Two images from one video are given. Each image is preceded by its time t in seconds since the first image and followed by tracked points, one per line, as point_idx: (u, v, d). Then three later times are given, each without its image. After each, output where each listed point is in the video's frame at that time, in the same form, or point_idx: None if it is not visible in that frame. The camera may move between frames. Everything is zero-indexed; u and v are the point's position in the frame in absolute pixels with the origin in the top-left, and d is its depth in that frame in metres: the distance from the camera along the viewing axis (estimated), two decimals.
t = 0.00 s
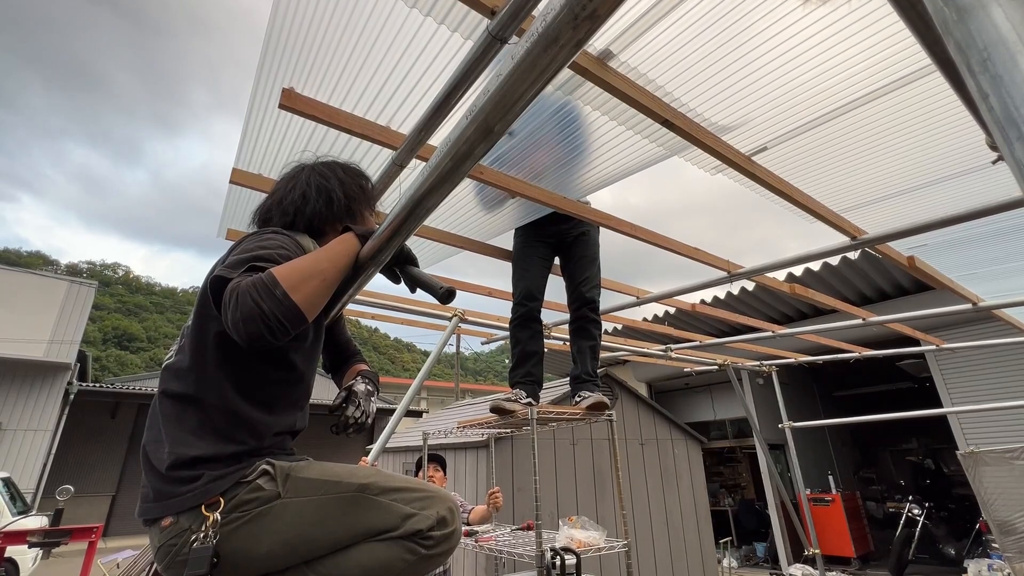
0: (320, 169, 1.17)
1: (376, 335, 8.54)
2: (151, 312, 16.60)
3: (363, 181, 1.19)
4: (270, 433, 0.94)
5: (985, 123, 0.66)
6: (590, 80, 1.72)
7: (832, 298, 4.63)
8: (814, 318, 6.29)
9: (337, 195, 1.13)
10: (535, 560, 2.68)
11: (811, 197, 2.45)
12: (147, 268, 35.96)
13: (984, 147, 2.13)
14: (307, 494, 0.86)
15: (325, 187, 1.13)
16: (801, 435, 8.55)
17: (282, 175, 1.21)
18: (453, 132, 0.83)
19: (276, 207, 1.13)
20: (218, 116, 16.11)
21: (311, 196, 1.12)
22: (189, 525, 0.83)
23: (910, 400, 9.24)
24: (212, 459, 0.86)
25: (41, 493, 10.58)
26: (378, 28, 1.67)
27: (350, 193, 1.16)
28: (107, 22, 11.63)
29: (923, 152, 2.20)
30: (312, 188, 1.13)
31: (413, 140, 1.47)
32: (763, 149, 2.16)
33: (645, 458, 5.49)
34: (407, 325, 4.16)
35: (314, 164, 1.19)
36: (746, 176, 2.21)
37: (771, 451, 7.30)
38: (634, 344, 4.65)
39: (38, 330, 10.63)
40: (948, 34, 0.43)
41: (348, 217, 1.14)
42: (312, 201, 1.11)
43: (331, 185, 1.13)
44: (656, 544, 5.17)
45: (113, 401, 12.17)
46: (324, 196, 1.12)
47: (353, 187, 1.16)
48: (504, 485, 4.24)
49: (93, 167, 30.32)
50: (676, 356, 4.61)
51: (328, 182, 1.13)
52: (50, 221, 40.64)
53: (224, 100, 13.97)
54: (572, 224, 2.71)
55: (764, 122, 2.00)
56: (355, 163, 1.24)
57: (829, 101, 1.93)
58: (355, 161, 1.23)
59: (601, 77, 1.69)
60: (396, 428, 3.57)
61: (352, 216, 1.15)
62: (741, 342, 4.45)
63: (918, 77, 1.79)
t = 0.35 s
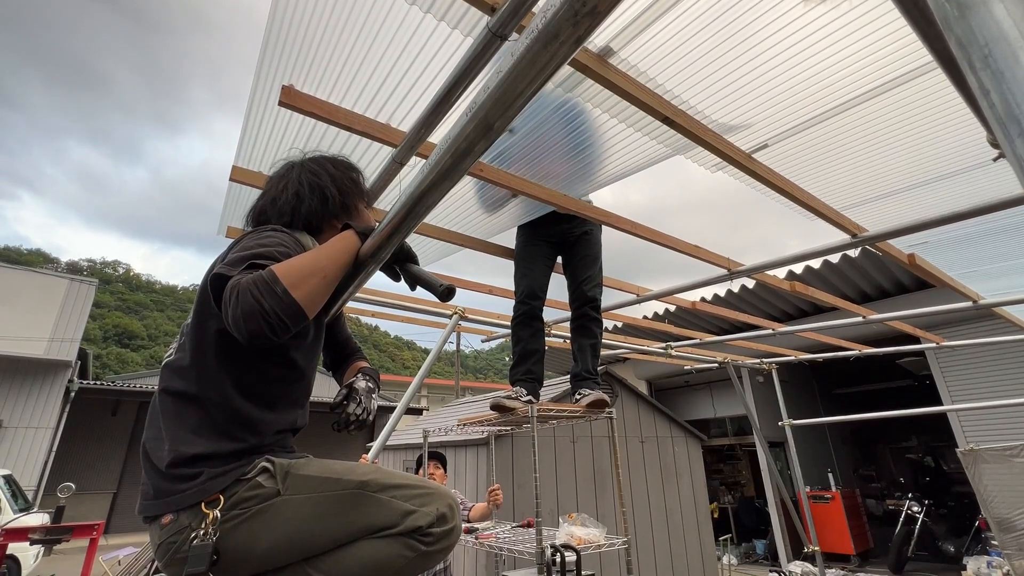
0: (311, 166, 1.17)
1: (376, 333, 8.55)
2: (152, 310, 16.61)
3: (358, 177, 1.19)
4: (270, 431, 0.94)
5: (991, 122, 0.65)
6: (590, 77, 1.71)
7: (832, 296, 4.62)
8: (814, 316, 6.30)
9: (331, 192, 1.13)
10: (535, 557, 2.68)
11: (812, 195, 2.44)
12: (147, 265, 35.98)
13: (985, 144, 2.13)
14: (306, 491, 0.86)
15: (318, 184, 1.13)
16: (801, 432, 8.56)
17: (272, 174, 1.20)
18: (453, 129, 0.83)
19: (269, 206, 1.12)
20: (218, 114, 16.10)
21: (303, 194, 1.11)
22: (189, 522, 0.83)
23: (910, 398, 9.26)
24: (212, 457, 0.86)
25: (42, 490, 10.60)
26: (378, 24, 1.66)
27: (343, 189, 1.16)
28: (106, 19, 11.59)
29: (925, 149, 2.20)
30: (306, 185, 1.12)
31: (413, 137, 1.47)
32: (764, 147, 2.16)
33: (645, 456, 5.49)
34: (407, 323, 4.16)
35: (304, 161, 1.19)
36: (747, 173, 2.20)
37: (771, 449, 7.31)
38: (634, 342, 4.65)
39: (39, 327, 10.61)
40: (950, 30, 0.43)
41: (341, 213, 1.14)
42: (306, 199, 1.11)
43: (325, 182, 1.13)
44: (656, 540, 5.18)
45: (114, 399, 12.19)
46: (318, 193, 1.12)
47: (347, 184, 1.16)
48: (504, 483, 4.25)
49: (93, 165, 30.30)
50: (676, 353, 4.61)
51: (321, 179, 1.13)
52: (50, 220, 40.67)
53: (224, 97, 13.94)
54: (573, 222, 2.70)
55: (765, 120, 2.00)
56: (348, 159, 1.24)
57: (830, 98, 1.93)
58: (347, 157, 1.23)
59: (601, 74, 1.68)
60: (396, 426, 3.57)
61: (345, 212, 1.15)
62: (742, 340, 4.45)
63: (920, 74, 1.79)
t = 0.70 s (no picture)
0: (304, 163, 1.16)
1: (376, 330, 8.55)
2: (151, 308, 16.61)
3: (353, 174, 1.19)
4: (271, 428, 0.95)
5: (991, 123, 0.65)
6: (590, 74, 1.71)
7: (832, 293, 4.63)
8: (814, 314, 6.30)
9: (325, 189, 1.13)
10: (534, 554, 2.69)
11: (811, 193, 2.44)
12: (147, 262, 35.97)
13: (984, 141, 2.13)
14: (307, 489, 0.86)
15: (312, 182, 1.13)
16: (801, 430, 8.57)
17: (266, 171, 1.20)
18: (452, 127, 0.83)
19: (265, 205, 1.12)
20: (218, 111, 16.07)
21: (297, 192, 1.11)
22: (190, 520, 0.83)
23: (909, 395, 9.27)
24: (212, 454, 0.87)
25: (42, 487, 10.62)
26: (377, 22, 1.66)
27: (338, 186, 1.15)
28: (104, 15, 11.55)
29: (925, 147, 2.20)
30: (299, 183, 1.12)
31: (412, 134, 1.47)
32: (763, 145, 2.15)
33: (645, 453, 5.50)
34: (407, 320, 4.16)
35: (296, 158, 1.18)
36: (746, 171, 2.20)
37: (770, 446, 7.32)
38: (634, 339, 4.65)
39: (39, 325, 10.56)
40: (949, 29, 0.43)
41: (336, 211, 1.14)
42: (300, 197, 1.11)
43: (319, 180, 1.13)
44: (655, 537, 5.19)
45: (114, 396, 12.20)
46: (312, 191, 1.12)
47: (341, 180, 1.16)
48: (504, 480, 4.26)
49: (92, 162, 30.24)
50: (676, 351, 4.62)
51: (315, 177, 1.13)
52: (50, 218, 40.64)
53: (223, 93, 13.90)
54: (572, 220, 2.70)
55: (764, 118, 2.00)
56: (342, 155, 1.23)
57: (830, 96, 1.93)
58: (340, 153, 1.23)
59: (600, 72, 1.68)
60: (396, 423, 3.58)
61: (340, 209, 1.15)
62: (741, 337, 4.45)
63: (920, 72, 1.79)
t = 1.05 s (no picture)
0: (304, 157, 1.16)
1: (375, 327, 8.57)
2: (151, 305, 16.63)
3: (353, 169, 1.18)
4: (270, 425, 0.95)
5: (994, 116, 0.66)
6: (590, 69, 1.70)
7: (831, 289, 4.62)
8: (813, 310, 6.31)
9: (324, 184, 1.12)
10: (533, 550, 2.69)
11: (811, 188, 2.44)
12: (146, 259, 35.98)
13: (986, 136, 2.13)
14: (305, 485, 0.86)
15: (311, 177, 1.12)
16: (799, 426, 8.60)
17: (265, 167, 1.20)
18: (450, 121, 0.82)
19: (265, 200, 1.12)
20: (216, 108, 16.02)
21: (297, 187, 1.11)
22: (189, 516, 0.83)
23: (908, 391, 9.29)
24: (211, 450, 0.87)
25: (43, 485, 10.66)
26: (374, 16, 1.65)
27: (337, 181, 1.15)
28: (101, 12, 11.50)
29: (925, 142, 2.19)
30: (299, 178, 1.12)
31: (411, 129, 1.46)
32: (764, 140, 2.15)
33: (644, 449, 5.51)
34: (406, 317, 4.16)
35: (295, 153, 1.18)
36: (746, 166, 2.20)
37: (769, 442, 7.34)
38: (633, 336, 4.65)
39: (38, 322, 10.58)
40: (955, 17, 0.43)
41: (336, 206, 1.14)
42: (299, 192, 1.11)
43: (319, 175, 1.12)
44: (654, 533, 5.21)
45: (114, 394, 12.22)
46: (311, 186, 1.12)
47: (341, 176, 1.15)
48: (504, 476, 4.27)
49: (90, 159, 30.18)
50: (676, 347, 4.62)
51: (314, 172, 1.13)
52: (49, 215, 40.60)
53: (221, 89, 13.85)
54: (572, 216, 2.70)
55: (764, 113, 2.00)
56: (342, 150, 1.22)
57: (831, 90, 1.92)
58: (340, 148, 1.22)
59: (599, 67, 1.68)
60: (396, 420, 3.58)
61: (340, 204, 1.14)
62: (740, 333, 4.45)
63: (921, 66, 1.78)
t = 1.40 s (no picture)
0: (288, 152, 1.15)
1: (375, 324, 8.56)
2: (151, 303, 16.66)
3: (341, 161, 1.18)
4: (271, 421, 0.95)
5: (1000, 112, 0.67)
6: (590, 65, 1.70)
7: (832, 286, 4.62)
8: (813, 307, 6.31)
9: (310, 177, 1.11)
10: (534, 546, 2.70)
11: (811, 184, 2.44)
12: (146, 256, 35.96)
13: (987, 131, 2.12)
14: (306, 481, 0.86)
15: (298, 171, 1.12)
16: (798, 422, 8.62)
17: (253, 163, 1.19)
18: (449, 116, 0.82)
19: (253, 196, 1.12)
20: (216, 105, 16.02)
21: (283, 182, 1.11)
22: (190, 512, 0.83)
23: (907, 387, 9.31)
24: (212, 447, 0.87)
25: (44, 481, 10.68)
26: (373, 12, 1.64)
27: (322, 172, 1.14)
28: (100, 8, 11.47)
29: (927, 138, 2.19)
30: (284, 173, 1.11)
31: (410, 125, 1.46)
32: (764, 136, 2.15)
33: (644, 446, 5.52)
34: (406, 314, 4.16)
35: (282, 147, 1.17)
36: (746, 162, 2.19)
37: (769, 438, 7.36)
38: (634, 332, 4.66)
39: (39, 319, 10.59)
40: (960, 10, 0.46)
41: (326, 200, 1.14)
42: (286, 187, 1.10)
43: (305, 168, 1.12)
44: (654, 529, 5.23)
45: (114, 391, 12.23)
46: (296, 179, 1.11)
47: (327, 168, 1.14)
48: (504, 473, 4.28)
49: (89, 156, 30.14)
50: (676, 344, 4.62)
51: (300, 165, 1.12)
52: (49, 212, 40.63)
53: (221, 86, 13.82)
54: (572, 213, 2.71)
55: (764, 109, 1.99)
56: (329, 143, 1.22)
57: (831, 86, 1.92)
58: (327, 140, 1.21)
59: (600, 62, 1.67)
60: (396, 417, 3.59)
61: (328, 198, 1.14)
62: (740, 330, 4.46)
63: (923, 61, 1.77)
